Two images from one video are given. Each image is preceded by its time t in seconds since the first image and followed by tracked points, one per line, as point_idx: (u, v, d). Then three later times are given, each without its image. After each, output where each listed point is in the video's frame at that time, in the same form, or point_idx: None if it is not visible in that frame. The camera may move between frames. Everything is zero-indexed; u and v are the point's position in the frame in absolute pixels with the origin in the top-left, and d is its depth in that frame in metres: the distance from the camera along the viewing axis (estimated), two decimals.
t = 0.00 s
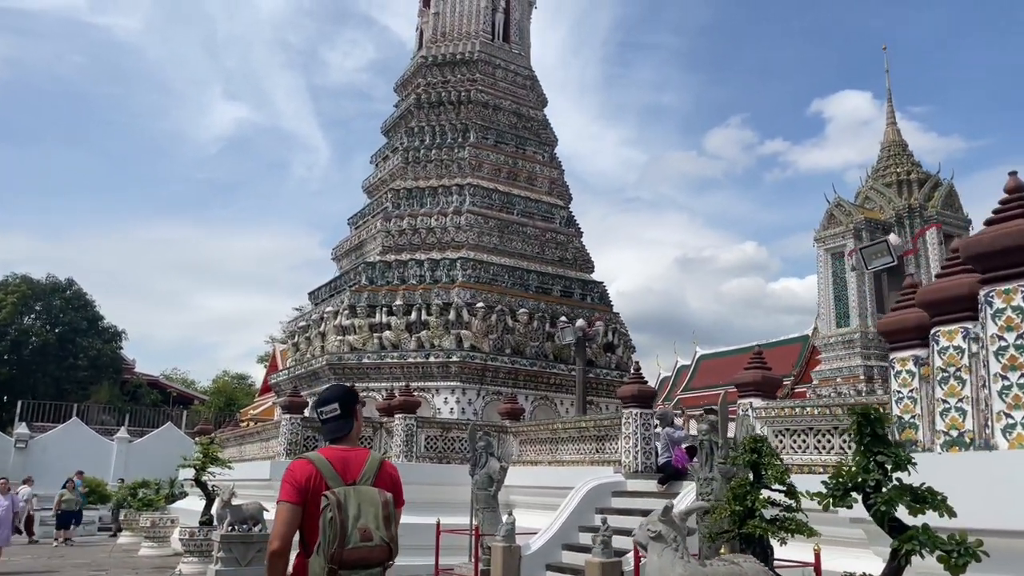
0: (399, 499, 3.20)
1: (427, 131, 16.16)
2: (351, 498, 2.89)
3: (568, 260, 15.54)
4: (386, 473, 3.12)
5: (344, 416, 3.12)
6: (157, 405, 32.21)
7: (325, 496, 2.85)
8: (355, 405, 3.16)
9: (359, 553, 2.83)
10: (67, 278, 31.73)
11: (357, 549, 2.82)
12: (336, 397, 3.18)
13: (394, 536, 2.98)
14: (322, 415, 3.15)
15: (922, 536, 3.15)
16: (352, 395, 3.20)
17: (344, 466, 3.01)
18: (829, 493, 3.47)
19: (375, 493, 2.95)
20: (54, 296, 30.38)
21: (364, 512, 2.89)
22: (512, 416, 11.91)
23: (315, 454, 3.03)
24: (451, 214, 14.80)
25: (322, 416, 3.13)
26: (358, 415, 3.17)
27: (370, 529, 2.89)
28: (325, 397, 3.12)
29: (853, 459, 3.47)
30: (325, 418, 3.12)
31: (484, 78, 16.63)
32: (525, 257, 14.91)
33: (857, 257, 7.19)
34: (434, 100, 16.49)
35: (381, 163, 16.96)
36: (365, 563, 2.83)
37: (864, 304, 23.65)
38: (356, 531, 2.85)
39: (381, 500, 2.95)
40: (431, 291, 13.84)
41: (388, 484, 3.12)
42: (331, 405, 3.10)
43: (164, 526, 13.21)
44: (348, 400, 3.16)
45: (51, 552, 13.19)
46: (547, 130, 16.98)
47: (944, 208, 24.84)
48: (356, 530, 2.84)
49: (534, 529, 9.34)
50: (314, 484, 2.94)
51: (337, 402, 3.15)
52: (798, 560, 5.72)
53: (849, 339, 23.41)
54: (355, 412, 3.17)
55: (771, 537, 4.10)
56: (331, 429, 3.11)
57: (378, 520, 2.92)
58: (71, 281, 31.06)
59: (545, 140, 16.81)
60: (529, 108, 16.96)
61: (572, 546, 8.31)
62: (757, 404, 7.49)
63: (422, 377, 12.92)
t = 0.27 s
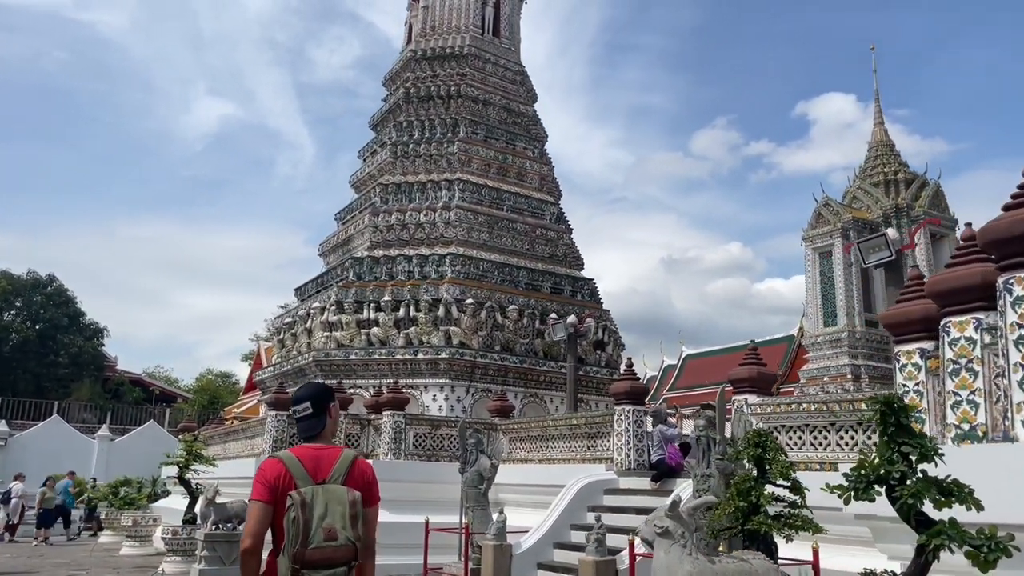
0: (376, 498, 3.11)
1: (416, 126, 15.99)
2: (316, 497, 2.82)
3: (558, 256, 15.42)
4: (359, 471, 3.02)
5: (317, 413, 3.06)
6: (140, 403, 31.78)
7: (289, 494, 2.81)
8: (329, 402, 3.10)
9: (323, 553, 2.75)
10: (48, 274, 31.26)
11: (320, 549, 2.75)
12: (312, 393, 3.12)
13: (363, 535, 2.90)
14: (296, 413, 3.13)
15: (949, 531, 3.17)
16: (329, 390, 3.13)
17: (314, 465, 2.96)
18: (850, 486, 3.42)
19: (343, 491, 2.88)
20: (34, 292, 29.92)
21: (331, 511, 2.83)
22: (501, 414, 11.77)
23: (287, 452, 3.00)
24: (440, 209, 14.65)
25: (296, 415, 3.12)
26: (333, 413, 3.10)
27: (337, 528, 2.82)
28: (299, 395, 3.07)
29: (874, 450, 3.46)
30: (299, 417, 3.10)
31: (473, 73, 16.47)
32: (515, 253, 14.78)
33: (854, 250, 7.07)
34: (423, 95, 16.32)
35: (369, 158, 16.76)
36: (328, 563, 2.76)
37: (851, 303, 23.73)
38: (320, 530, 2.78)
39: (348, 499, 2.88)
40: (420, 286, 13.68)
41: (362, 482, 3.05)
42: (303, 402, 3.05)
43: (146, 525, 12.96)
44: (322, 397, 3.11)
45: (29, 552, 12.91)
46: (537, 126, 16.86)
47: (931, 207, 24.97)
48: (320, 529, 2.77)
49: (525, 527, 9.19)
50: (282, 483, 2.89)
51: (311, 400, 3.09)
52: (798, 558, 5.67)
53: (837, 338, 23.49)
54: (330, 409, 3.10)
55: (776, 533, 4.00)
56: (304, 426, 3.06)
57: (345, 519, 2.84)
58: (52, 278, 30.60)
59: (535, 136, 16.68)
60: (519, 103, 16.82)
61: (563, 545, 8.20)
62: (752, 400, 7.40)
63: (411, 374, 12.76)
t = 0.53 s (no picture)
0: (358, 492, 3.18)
1: (408, 122, 15.84)
2: (292, 489, 2.91)
3: (551, 254, 15.29)
4: (339, 464, 3.14)
5: (299, 409, 3.23)
6: (126, 403, 31.40)
7: (266, 485, 2.91)
8: (311, 398, 3.28)
9: (296, 542, 2.84)
10: (34, 272, 30.88)
11: (293, 538, 2.83)
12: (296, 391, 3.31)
13: (340, 528, 2.97)
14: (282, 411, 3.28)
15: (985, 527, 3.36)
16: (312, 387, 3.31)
17: (295, 459, 3.08)
18: (880, 486, 3.61)
19: (319, 483, 2.97)
20: (19, 290, 29.53)
21: (307, 502, 2.92)
22: (495, 413, 11.63)
23: (270, 447, 3.14)
24: (432, 206, 14.50)
25: (281, 413, 3.26)
26: (315, 408, 3.28)
27: (312, 519, 2.90)
28: (283, 392, 3.26)
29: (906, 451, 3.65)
30: (283, 414, 3.25)
31: (466, 69, 16.33)
32: (508, 250, 14.64)
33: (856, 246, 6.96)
34: (415, 91, 16.17)
35: (360, 155, 16.59)
36: (302, 552, 2.83)
37: (843, 303, 23.75)
38: (295, 520, 2.87)
39: (325, 491, 2.96)
40: (412, 284, 13.53)
41: (342, 477, 3.12)
42: (286, 399, 3.24)
43: (133, 525, 12.76)
44: (306, 394, 3.28)
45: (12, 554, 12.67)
46: (530, 123, 16.73)
47: (922, 207, 25.08)
48: (294, 519, 2.86)
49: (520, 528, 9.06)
50: (260, 474, 3.05)
51: (295, 396, 3.27)
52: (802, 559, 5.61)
53: (828, 338, 23.52)
54: (312, 405, 3.28)
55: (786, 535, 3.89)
56: (288, 422, 3.24)
57: (321, 511, 2.93)
58: (37, 275, 30.22)
59: (528, 133, 16.55)
60: (512, 100, 16.70)
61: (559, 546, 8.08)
62: (752, 398, 7.31)
63: (403, 372, 12.61)
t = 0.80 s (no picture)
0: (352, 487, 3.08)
1: (405, 117, 15.68)
2: (284, 484, 2.85)
3: (550, 251, 15.15)
4: (334, 462, 3.01)
5: (296, 403, 3.12)
6: (119, 401, 31.11)
7: (258, 480, 2.84)
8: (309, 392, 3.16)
9: (285, 538, 2.79)
10: (25, 269, 30.60)
11: (282, 534, 2.78)
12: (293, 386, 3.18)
13: (331, 524, 2.89)
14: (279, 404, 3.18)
15: None
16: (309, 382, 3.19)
17: (290, 453, 2.98)
18: (922, 479, 3.63)
19: (311, 480, 2.89)
20: (11, 287, 29.26)
21: (298, 498, 2.85)
22: (494, 410, 11.50)
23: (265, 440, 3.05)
24: (429, 202, 14.36)
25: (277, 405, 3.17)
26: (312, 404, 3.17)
27: (302, 515, 2.84)
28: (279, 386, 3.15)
29: (950, 443, 3.65)
30: (279, 407, 3.15)
31: (464, 63, 16.17)
32: (505, 247, 14.50)
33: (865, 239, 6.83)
34: (412, 85, 16.01)
35: (356, 150, 16.42)
36: (290, 549, 2.78)
37: (840, 301, 23.73)
38: (285, 516, 2.81)
39: (317, 488, 2.89)
40: (409, 280, 13.40)
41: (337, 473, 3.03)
42: (282, 394, 3.13)
43: (125, 524, 12.57)
44: (303, 389, 3.16)
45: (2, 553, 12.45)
46: (528, 118, 16.60)
47: (919, 205, 25.13)
48: (285, 515, 2.80)
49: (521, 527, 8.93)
50: (254, 470, 2.91)
51: (291, 391, 3.15)
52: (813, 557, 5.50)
53: (825, 336, 23.50)
54: (309, 401, 3.17)
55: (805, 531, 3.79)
56: (285, 417, 3.11)
57: (312, 507, 2.86)
58: (28, 272, 29.95)
59: (526, 128, 16.42)
60: (509, 95, 16.55)
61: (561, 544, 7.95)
62: (758, 394, 7.21)
63: (400, 369, 12.46)
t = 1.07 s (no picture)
0: (359, 493, 3.01)
1: (405, 111, 15.52)
2: (296, 489, 2.75)
3: (551, 247, 15.02)
4: (343, 465, 2.97)
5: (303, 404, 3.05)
6: (115, 398, 30.90)
7: (270, 484, 2.74)
8: (317, 394, 3.08)
9: (298, 544, 2.70)
10: (21, 266, 30.38)
11: (296, 540, 2.69)
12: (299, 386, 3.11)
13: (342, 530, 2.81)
14: (284, 406, 3.09)
15: None
16: (317, 383, 3.12)
17: (299, 457, 2.89)
18: (976, 479, 3.45)
19: (324, 484, 2.80)
20: (6, 283, 29.04)
21: (311, 503, 2.76)
22: (496, 408, 11.37)
23: (272, 443, 2.95)
24: (430, 197, 14.21)
25: (283, 407, 3.08)
26: (320, 405, 3.09)
27: (315, 520, 2.75)
28: (286, 387, 3.06)
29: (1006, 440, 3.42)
30: (285, 409, 3.06)
31: (464, 57, 16.02)
32: (507, 243, 14.36)
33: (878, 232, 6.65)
34: (412, 80, 15.86)
35: (355, 145, 16.27)
36: (304, 555, 2.69)
37: (841, 298, 23.65)
38: (299, 521, 2.71)
39: (329, 493, 2.80)
40: (410, 276, 13.25)
41: (346, 478, 2.94)
42: (290, 394, 3.05)
43: (123, 523, 12.42)
44: (310, 389, 3.10)
45: None
46: (529, 113, 16.46)
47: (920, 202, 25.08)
48: (298, 520, 2.71)
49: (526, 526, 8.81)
50: (264, 472, 2.85)
51: (299, 392, 3.07)
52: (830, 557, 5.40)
53: (826, 333, 23.41)
54: (317, 402, 3.09)
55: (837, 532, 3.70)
56: (292, 419, 3.04)
57: (324, 512, 2.77)
58: (24, 269, 29.73)
59: (527, 123, 16.28)
60: (511, 89, 16.41)
61: (566, 543, 7.83)
62: (768, 391, 7.10)
63: (401, 366, 12.33)
